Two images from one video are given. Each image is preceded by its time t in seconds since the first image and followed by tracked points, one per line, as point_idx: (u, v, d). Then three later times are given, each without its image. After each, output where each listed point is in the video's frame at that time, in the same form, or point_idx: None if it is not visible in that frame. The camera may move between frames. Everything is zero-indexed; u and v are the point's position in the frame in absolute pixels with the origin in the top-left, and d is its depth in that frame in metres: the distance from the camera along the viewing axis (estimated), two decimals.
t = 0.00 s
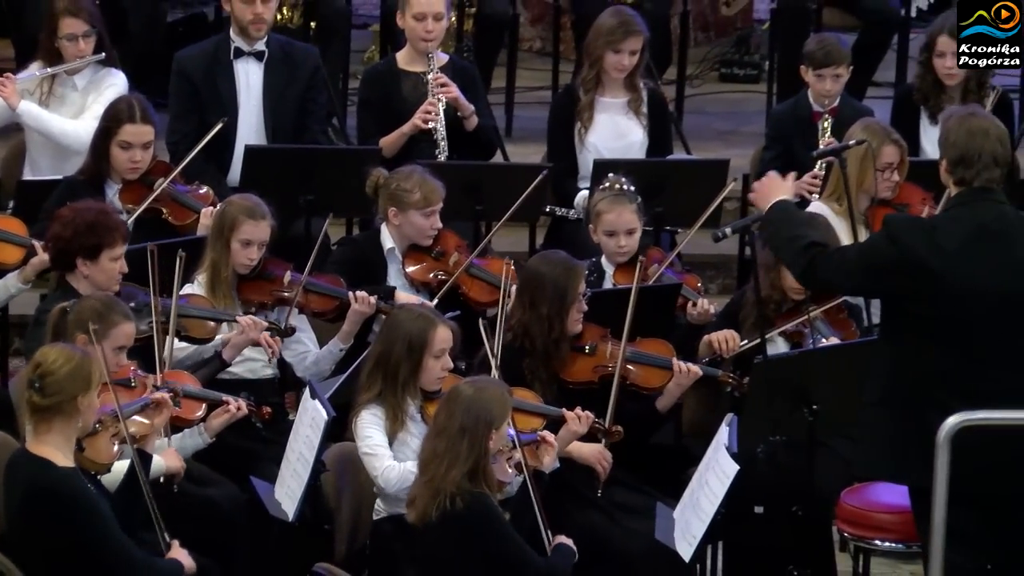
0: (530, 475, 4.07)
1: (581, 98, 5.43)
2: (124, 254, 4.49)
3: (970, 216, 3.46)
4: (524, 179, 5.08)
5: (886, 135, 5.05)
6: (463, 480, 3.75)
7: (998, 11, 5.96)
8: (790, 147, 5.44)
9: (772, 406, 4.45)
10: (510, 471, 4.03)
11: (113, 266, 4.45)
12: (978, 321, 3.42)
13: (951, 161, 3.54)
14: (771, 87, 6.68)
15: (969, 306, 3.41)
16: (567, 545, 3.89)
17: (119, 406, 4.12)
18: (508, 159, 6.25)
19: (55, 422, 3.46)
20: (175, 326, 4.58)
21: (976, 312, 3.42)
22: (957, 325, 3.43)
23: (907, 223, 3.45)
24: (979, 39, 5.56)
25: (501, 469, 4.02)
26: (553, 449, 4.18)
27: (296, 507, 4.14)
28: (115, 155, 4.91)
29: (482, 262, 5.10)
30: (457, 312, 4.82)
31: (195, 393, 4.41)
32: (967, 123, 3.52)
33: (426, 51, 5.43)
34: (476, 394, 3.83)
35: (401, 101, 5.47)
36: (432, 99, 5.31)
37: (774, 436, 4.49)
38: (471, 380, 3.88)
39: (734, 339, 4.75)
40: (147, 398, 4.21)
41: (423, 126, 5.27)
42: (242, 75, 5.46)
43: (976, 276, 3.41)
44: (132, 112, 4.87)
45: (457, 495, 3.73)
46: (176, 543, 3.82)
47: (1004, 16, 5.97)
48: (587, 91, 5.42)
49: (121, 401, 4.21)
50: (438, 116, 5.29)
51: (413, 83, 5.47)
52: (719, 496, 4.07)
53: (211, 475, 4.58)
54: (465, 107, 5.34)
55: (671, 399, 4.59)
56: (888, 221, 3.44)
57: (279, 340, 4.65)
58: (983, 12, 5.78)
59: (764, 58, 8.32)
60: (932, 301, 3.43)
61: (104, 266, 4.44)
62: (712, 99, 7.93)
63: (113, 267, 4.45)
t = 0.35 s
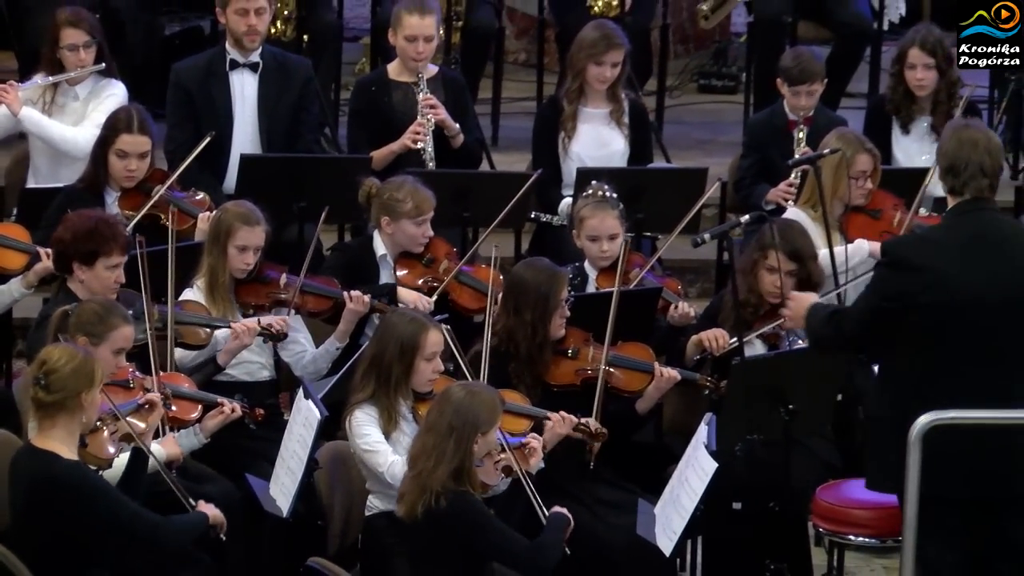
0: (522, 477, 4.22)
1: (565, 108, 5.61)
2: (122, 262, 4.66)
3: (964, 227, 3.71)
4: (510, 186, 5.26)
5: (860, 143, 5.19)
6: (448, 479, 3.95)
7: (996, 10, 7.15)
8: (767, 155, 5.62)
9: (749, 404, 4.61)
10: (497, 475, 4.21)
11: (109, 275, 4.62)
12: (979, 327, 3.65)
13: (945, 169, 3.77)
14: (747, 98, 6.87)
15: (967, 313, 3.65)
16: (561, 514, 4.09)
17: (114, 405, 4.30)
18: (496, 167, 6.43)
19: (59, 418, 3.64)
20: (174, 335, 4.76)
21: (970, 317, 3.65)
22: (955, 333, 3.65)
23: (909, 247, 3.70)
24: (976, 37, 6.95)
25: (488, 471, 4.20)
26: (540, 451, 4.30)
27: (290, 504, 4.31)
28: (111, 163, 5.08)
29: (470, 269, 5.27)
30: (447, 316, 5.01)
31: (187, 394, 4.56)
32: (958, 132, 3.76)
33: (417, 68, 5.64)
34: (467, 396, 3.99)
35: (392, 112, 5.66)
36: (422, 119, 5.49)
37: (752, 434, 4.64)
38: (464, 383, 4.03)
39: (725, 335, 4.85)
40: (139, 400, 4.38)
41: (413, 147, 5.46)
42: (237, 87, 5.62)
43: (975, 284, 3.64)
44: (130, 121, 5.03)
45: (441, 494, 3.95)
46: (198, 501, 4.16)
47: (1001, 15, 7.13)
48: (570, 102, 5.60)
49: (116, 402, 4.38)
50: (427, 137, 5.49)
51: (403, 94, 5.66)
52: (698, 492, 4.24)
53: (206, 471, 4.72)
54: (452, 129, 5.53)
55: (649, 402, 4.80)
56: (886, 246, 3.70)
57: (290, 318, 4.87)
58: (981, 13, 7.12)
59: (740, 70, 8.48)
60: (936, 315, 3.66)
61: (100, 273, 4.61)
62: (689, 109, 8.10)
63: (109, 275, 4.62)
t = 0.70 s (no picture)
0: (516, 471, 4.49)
1: (554, 121, 5.86)
2: (127, 268, 4.85)
3: (985, 231, 3.96)
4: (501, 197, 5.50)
5: (837, 155, 5.41)
6: (442, 476, 4.19)
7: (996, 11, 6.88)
8: (747, 166, 5.85)
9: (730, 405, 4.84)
10: (491, 471, 4.43)
11: (115, 279, 4.83)
12: (980, 328, 3.90)
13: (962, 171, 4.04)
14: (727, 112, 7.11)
15: (974, 312, 3.90)
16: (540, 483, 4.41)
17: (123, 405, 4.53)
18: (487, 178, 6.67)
19: (69, 420, 3.94)
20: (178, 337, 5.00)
21: (976, 317, 3.90)
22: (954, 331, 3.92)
23: (933, 244, 3.95)
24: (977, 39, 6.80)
25: (482, 467, 4.42)
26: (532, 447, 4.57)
27: (292, 500, 4.54)
28: (120, 175, 5.31)
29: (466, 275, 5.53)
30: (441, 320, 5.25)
31: (195, 395, 4.82)
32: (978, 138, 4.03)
33: (414, 82, 5.88)
34: (460, 397, 4.23)
35: (389, 128, 5.91)
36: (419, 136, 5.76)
37: (731, 432, 4.87)
38: (458, 385, 4.28)
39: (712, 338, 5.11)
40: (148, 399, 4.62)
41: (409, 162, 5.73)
42: (241, 102, 5.85)
43: (987, 286, 3.89)
44: (139, 135, 5.27)
45: (437, 490, 4.19)
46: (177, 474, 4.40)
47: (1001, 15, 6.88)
48: (559, 115, 5.85)
49: (125, 402, 4.61)
50: (422, 153, 5.76)
51: (399, 109, 5.91)
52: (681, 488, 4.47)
53: (210, 467, 4.94)
54: (452, 138, 5.78)
55: (634, 397, 5.04)
56: (911, 244, 3.96)
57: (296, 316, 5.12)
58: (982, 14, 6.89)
59: (720, 85, 8.71)
60: (944, 312, 3.91)
61: (107, 278, 4.82)
62: (674, 123, 8.33)
63: (115, 280, 4.83)
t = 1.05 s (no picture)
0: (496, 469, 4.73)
1: (535, 134, 6.12)
2: (124, 273, 5.06)
3: (974, 233, 4.31)
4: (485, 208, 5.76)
5: (806, 164, 5.62)
6: (429, 470, 4.44)
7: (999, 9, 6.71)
8: (720, 177, 6.11)
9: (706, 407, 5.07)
10: (473, 468, 4.69)
11: (114, 284, 5.03)
12: (962, 323, 4.31)
13: (949, 180, 4.35)
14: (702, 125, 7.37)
15: (958, 309, 4.29)
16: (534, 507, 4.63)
17: (123, 404, 4.77)
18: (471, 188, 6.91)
19: (69, 421, 4.24)
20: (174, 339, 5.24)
21: (962, 315, 4.29)
22: (936, 322, 4.33)
23: (927, 241, 4.31)
24: (977, 39, 6.70)
25: (465, 464, 4.68)
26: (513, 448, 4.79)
27: (285, 495, 4.77)
28: (123, 185, 5.53)
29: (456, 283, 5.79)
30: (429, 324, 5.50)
31: (194, 397, 5.06)
32: (964, 147, 4.31)
33: (402, 98, 6.14)
34: (445, 395, 4.49)
35: (378, 141, 6.16)
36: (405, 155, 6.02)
37: (707, 433, 5.07)
38: (443, 384, 4.53)
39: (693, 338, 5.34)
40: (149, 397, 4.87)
41: (397, 180, 5.99)
42: (237, 117, 6.08)
43: (976, 287, 4.27)
44: (141, 147, 5.50)
45: (423, 484, 4.43)
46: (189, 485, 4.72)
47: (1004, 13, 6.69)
48: (540, 128, 6.11)
49: (126, 401, 4.85)
50: (410, 172, 6.01)
51: (388, 125, 6.16)
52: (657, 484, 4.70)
53: (209, 466, 5.20)
54: (435, 155, 6.06)
55: (613, 400, 5.24)
56: (908, 242, 4.30)
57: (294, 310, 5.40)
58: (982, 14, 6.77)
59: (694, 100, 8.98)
60: (932, 306, 4.32)
61: (107, 283, 5.03)
62: (651, 135, 8.57)
63: (114, 284, 5.04)
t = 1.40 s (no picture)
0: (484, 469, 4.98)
1: (522, 145, 6.38)
2: (132, 280, 5.35)
3: (940, 244, 4.55)
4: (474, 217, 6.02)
5: (785, 177, 5.86)
6: (420, 463, 4.69)
7: (997, 10, 7.01)
8: (699, 186, 6.37)
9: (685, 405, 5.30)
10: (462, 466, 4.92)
11: (122, 290, 5.32)
12: (933, 328, 4.53)
13: (920, 194, 4.60)
14: (682, 136, 7.63)
15: (927, 316, 4.51)
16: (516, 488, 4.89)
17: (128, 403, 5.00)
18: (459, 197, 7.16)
19: (77, 419, 4.51)
20: (177, 344, 5.49)
21: (932, 322, 4.52)
22: (907, 329, 4.55)
23: (894, 252, 4.54)
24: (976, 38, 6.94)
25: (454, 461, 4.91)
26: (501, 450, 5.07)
27: (283, 490, 5.02)
28: (128, 195, 5.78)
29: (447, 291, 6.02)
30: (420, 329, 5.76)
31: (196, 401, 5.29)
32: (933, 162, 4.56)
33: (394, 110, 6.40)
34: (437, 393, 4.72)
35: (371, 152, 6.42)
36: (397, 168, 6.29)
37: (686, 430, 5.28)
38: (436, 383, 4.77)
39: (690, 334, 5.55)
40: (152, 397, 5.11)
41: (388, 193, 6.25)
42: (237, 129, 6.33)
43: (944, 295, 4.50)
44: (146, 158, 5.74)
45: (414, 476, 4.68)
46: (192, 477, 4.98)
47: (1003, 14, 7.00)
48: (526, 140, 6.38)
49: (130, 401, 5.10)
50: (400, 184, 6.28)
51: (380, 137, 6.43)
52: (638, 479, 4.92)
53: (209, 463, 5.45)
54: (423, 172, 6.32)
55: (596, 403, 5.50)
56: (875, 254, 4.53)
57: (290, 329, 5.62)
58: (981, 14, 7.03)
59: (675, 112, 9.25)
60: (901, 313, 4.54)
61: (115, 289, 5.31)
62: (632, 146, 8.82)
63: (121, 290, 5.32)
